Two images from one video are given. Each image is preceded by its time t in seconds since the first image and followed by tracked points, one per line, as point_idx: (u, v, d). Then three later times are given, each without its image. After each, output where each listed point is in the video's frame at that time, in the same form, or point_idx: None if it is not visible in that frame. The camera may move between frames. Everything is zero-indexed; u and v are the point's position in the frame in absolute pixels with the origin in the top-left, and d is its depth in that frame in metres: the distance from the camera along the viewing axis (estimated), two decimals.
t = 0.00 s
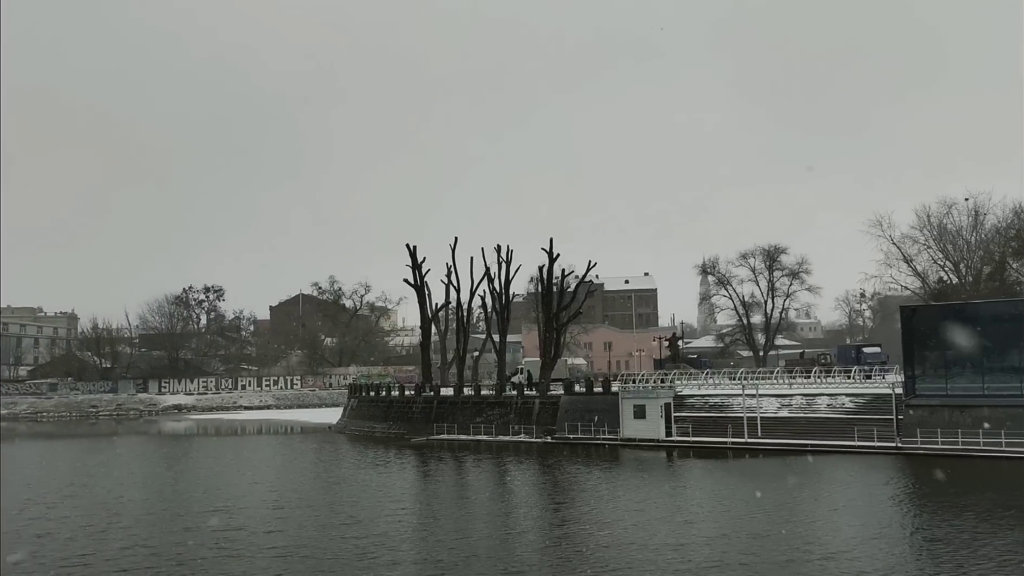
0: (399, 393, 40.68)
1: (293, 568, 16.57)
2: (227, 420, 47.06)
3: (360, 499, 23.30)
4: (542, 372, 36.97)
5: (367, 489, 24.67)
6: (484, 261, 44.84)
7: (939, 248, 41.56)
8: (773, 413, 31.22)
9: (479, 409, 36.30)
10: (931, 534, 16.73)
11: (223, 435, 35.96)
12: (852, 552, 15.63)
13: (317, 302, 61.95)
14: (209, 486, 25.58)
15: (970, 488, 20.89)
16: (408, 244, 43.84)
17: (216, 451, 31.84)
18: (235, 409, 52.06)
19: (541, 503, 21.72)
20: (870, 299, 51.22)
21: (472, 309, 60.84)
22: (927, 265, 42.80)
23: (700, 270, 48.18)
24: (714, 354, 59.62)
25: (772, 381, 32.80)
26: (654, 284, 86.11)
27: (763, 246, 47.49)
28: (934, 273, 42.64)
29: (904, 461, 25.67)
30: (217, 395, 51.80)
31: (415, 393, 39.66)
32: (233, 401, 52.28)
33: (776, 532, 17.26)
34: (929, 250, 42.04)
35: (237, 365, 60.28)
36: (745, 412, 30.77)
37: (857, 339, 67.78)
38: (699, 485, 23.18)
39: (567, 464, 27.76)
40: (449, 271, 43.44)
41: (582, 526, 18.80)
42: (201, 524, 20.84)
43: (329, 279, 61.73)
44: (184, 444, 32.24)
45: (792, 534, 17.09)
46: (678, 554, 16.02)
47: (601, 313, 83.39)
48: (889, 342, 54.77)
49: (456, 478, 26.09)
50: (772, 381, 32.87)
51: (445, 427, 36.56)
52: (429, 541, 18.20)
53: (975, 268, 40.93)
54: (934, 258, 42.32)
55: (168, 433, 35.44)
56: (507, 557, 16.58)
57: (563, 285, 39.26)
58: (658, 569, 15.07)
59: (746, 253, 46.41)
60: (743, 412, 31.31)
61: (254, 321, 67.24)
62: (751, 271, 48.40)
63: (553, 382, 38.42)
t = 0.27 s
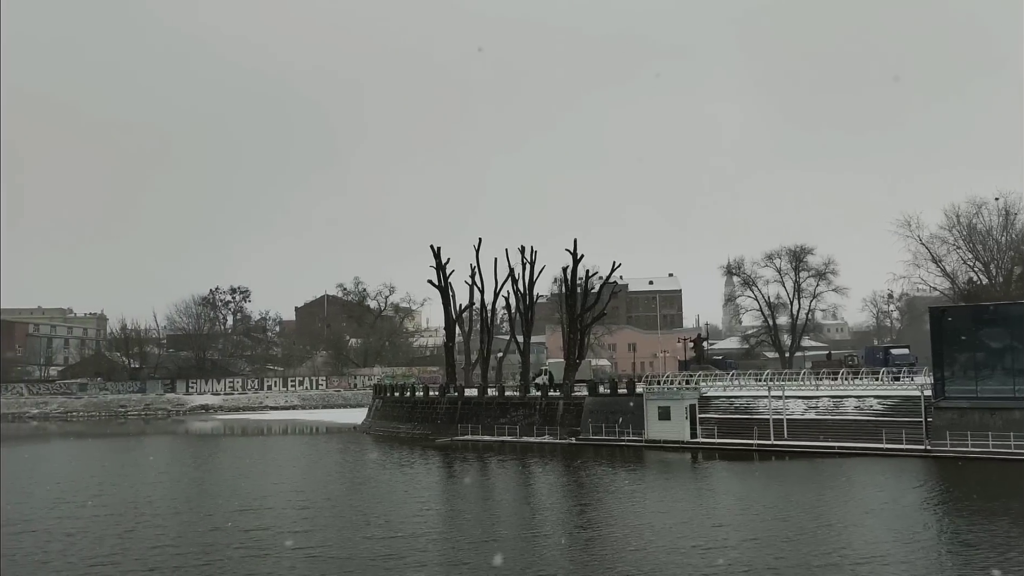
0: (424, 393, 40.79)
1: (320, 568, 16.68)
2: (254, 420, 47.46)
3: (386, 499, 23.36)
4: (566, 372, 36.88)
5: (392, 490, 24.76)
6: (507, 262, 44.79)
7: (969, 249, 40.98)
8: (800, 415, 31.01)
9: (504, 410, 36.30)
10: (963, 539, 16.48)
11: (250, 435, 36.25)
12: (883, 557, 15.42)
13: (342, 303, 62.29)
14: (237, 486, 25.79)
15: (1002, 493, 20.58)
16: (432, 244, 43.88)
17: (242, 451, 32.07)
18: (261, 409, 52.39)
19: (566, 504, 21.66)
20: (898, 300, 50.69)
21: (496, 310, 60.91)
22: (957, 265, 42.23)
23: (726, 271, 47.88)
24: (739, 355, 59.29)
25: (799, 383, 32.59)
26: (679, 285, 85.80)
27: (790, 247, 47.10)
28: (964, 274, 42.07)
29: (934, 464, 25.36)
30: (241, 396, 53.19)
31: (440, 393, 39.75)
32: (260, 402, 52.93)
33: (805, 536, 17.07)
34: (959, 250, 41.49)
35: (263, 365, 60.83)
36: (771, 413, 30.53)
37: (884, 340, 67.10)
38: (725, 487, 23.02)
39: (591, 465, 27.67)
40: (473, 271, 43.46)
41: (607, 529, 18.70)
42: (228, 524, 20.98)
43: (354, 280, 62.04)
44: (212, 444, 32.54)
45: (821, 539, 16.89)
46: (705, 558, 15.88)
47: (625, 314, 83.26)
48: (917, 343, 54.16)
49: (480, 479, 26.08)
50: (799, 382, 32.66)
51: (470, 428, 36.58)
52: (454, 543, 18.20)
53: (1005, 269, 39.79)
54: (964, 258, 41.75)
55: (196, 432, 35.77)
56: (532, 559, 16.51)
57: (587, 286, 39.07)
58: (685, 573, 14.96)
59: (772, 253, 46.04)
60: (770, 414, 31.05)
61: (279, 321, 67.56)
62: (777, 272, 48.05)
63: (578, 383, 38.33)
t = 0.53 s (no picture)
0: (454, 394, 40.91)
1: (353, 568, 16.75)
2: (286, 420, 47.92)
3: (416, 500, 23.43)
4: (596, 374, 36.80)
5: (423, 490, 24.85)
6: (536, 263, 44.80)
7: (1007, 249, 40.28)
8: (833, 418, 30.77)
9: (534, 412, 36.30)
10: (1001, 545, 16.17)
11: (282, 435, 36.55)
12: (920, 563, 15.18)
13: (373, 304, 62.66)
14: (269, 486, 25.98)
15: None
16: (461, 246, 44.00)
17: (274, 451, 32.36)
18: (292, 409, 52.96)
19: (596, 507, 21.60)
20: (933, 302, 49.95)
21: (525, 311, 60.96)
22: (995, 266, 41.52)
23: (757, 272, 47.50)
24: (771, 357, 58.81)
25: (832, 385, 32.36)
26: (709, 285, 85.31)
27: (822, 247, 46.61)
28: (1002, 275, 41.36)
29: (971, 468, 24.92)
30: (273, 396, 53.59)
31: (470, 394, 39.84)
32: (291, 403, 53.56)
33: (840, 541, 16.86)
34: (997, 251, 40.77)
35: (294, 366, 61.42)
36: (803, 416, 30.25)
37: (919, 341, 66.16)
38: (758, 490, 22.82)
39: (622, 468, 27.56)
40: (503, 273, 43.50)
41: (638, 532, 18.61)
42: (261, 524, 21.16)
43: (384, 281, 62.42)
44: (245, 444, 32.84)
45: (856, 544, 16.66)
46: (738, 562, 15.75)
47: (655, 314, 82.93)
48: (954, 345, 53.33)
49: (510, 480, 26.09)
50: (832, 385, 32.44)
51: (500, 429, 36.60)
52: (484, 545, 18.20)
53: None
54: (1002, 259, 41.03)
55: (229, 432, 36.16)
56: (563, 562, 16.46)
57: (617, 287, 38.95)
58: None
59: (804, 253, 45.58)
60: (802, 417, 30.77)
61: (311, 321, 67.83)
62: (809, 273, 47.58)
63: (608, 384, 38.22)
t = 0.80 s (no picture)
0: (486, 394, 40.96)
1: (388, 568, 16.82)
2: (320, 420, 48.24)
3: (450, 500, 23.48)
4: (629, 374, 36.63)
5: (457, 490, 24.88)
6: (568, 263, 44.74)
7: None
8: (869, 419, 30.36)
9: (566, 412, 36.22)
10: None
11: (316, 435, 36.80)
12: (961, 566, 14.93)
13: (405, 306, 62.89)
14: (303, 486, 26.18)
15: None
16: (493, 247, 44.06)
17: (308, 451, 32.60)
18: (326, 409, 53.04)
19: (630, 508, 21.49)
20: (972, 300, 49.13)
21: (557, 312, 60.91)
22: None
23: (791, 271, 47.05)
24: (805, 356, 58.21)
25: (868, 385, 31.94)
26: (742, 285, 84.67)
27: (857, 246, 46.05)
28: None
29: (1012, 469, 24.46)
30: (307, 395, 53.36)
31: (502, 394, 39.86)
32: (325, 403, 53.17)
33: (878, 544, 16.63)
34: None
35: (328, 366, 61.91)
36: (839, 416, 29.92)
37: (957, 340, 65.10)
38: (793, 491, 22.59)
39: (656, 468, 27.39)
40: (534, 273, 43.50)
41: (673, 533, 18.51)
42: (296, 523, 21.34)
43: (415, 282, 62.68)
44: (279, 444, 33.11)
45: (894, 547, 16.43)
46: (775, 564, 15.60)
47: (687, 315, 82.47)
48: (994, 344, 52.39)
49: (543, 481, 26.05)
50: (868, 385, 32.01)
51: (532, 430, 36.56)
52: (518, 545, 18.20)
53: None
54: None
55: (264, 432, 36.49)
56: (598, 563, 16.41)
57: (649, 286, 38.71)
58: None
59: (839, 252, 45.08)
60: (838, 417, 30.43)
61: (344, 322, 68.25)
62: (844, 272, 47.03)
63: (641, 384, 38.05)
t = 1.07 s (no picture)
0: (515, 394, 40.93)
1: (420, 569, 16.81)
2: (350, 421, 48.54)
3: (481, 501, 23.45)
4: (658, 373, 36.43)
5: (488, 491, 24.86)
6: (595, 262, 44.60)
7: None
8: (904, 416, 29.92)
9: (595, 411, 36.10)
10: None
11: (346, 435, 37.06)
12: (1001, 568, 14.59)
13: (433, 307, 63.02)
14: (334, 487, 26.30)
15: None
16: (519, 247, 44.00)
17: (338, 451, 32.79)
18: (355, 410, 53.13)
19: (661, 508, 21.31)
20: (1008, 295, 48.29)
21: (585, 311, 60.80)
22: None
23: (821, 268, 46.55)
24: (837, 354, 57.59)
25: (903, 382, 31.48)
26: (771, 282, 84.03)
27: (889, 241, 45.46)
28: None
29: None
30: (336, 396, 54.40)
31: (530, 394, 39.82)
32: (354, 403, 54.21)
33: (916, 545, 16.33)
34: None
35: (357, 367, 62.30)
36: (872, 414, 29.54)
37: (993, 336, 64.05)
38: (826, 490, 22.30)
39: (687, 467, 27.21)
40: (562, 272, 43.40)
41: (706, 534, 18.34)
42: (328, 524, 21.42)
43: (443, 283, 62.85)
44: (310, 444, 33.33)
45: (932, 548, 16.13)
46: (810, 566, 15.38)
47: (715, 313, 81.96)
48: None
49: (573, 481, 25.95)
50: (903, 382, 31.55)
51: (561, 430, 36.47)
52: (549, 546, 18.14)
53: None
54: None
55: (295, 433, 36.76)
56: (630, 564, 16.28)
57: (677, 285, 38.44)
58: None
59: (870, 248, 44.51)
60: (872, 415, 30.05)
61: (372, 323, 68.62)
62: (876, 268, 46.44)
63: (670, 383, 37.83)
